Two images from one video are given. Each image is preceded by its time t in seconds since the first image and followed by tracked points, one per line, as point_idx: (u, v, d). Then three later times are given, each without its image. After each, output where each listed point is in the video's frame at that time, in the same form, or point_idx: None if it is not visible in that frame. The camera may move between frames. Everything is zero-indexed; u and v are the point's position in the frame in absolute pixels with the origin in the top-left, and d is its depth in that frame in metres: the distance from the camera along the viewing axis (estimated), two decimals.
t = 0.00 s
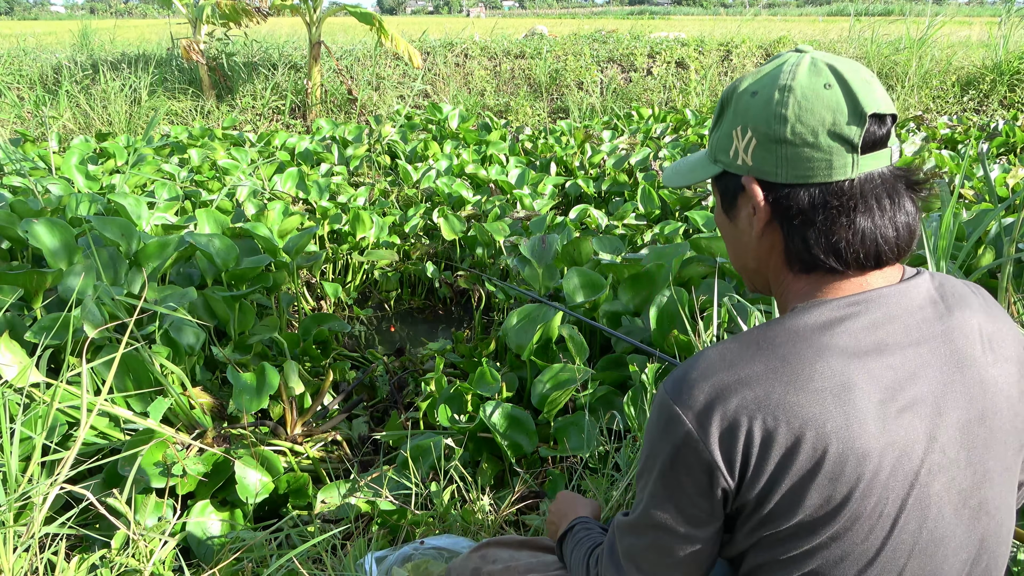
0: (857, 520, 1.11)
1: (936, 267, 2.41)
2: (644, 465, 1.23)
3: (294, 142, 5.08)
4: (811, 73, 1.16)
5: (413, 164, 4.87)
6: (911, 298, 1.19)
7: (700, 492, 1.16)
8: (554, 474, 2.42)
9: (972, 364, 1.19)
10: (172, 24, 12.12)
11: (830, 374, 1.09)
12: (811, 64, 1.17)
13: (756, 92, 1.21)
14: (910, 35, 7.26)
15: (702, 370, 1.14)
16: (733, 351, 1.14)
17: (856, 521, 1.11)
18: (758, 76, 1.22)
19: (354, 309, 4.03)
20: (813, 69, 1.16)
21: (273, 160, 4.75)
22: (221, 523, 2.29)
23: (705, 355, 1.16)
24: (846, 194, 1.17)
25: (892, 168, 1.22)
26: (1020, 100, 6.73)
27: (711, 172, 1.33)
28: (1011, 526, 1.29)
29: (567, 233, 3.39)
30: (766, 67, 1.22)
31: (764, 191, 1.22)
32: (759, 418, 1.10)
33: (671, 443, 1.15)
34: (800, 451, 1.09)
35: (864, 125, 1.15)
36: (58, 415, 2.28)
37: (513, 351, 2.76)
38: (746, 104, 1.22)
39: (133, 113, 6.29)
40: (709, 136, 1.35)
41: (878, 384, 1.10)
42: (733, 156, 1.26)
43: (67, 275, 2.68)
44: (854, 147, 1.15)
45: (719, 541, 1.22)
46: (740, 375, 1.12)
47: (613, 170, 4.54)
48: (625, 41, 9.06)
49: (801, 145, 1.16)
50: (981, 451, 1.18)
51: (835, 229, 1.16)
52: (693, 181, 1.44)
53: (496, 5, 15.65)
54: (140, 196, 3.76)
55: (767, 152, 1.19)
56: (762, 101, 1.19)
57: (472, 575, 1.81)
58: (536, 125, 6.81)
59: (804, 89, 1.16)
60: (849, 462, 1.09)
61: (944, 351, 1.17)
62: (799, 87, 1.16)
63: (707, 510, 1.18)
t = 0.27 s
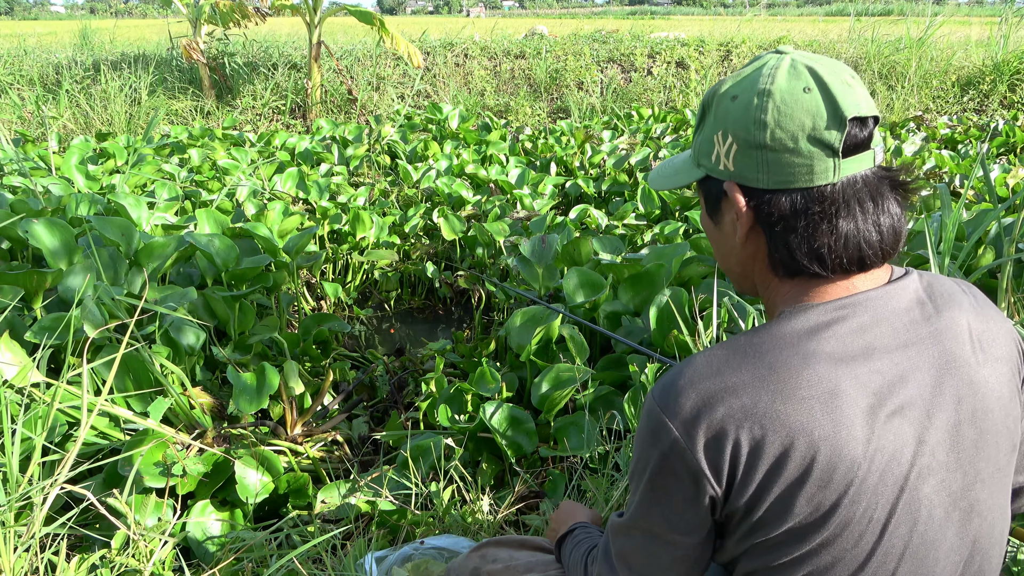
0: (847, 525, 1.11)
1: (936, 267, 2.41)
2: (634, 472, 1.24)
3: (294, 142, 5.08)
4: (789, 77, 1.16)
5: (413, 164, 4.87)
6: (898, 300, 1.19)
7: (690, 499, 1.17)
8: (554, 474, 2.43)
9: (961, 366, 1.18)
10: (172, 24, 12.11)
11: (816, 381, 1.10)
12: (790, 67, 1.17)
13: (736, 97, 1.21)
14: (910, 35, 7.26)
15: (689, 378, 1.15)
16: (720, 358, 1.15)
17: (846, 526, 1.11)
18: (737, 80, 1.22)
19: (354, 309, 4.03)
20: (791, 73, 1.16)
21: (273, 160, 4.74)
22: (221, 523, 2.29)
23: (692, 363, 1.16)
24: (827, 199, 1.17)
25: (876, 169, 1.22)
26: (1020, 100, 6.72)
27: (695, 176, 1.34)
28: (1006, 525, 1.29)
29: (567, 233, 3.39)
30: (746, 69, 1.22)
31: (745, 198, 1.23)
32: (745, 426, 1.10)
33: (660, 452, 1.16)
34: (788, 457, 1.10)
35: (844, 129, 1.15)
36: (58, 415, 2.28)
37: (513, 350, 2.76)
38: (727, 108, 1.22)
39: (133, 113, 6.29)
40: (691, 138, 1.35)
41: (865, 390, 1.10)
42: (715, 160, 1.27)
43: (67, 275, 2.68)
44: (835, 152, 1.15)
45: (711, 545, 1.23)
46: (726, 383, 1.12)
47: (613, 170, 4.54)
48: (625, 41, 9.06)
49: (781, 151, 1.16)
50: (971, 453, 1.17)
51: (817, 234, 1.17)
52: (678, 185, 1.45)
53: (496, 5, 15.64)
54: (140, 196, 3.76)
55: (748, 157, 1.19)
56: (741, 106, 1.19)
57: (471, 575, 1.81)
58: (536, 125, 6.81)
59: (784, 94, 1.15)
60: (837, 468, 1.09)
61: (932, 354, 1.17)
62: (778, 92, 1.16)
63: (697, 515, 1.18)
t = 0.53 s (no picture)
0: (843, 532, 1.11)
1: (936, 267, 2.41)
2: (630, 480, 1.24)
3: (294, 142, 5.08)
4: (776, 80, 1.16)
5: (413, 164, 4.87)
6: (891, 304, 1.19)
7: (685, 507, 1.17)
8: (554, 474, 2.43)
9: (956, 369, 1.18)
10: (172, 23, 12.12)
11: (810, 388, 1.10)
12: (776, 70, 1.17)
13: (722, 101, 1.21)
14: (910, 35, 7.26)
15: (682, 386, 1.15)
16: (713, 366, 1.15)
17: (843, 533, 1.11)
18: (723, 83, 1.22)
19: (354, 309, 4.03)
20: (778, 76, 1.16)
21: (273, 160, 4.75)
22: (221, 523, 2.29)
23: (686, 371, 1.16)
24: (816, 203, 1.17)
25: (866, 171, 1.22)
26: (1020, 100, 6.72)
27: (684, 180, 1.34)
28: (1004, 527, 1.29)
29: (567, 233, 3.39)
30: (732, 72, 1.22)
31: (734, 203, 1.23)
32: (739, 434, 1.10)
33: (654, 461, 1.17)
34: (782, 465, 1.10)
35: (831, 132, 1.15)
36: (58, 415, 2.28)
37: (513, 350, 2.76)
38: (713, 112, 1.23)
39: (132, 113, 6.29)
40: (680, 142, 1.36)
41: (859, 397, 1.10)
42: (703, 165, 1.27)
43: (67, 275, 2.68)
44: (823, 155, 1.15)
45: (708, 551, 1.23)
46: (720, 391, 1.12)
47: (613, 170, 4.54)
48: (625, 41, 9.05)
49: (769, 155, 1.16)
50: (968, 457, 1.17)
51: (807, 238, 1.16)
52: (667, 188, 1.45)
53: (496, 5, 15.64)
54: (140, 196, 3.76)
55: (736, 162, 1.20)
56: (728, 110, 1.20)
57: None
58: (536, 125, 6.81)
59: (770, 98, 1.16)
60: (831, 475, 1.09)
61: (927, 359, 1.17)
62: (764, 95, 1.16)
63: (692, 523, 1.19)
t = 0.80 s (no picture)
0: (843, 535, 1.11)
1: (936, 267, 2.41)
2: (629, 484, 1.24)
3: (294, 142, 5.08)
4: (775, 81, 1.16)
5: (413, 164, 4.87)
6: (890, 306, 1.19)
7: (685, 511, 1.17)
8: (554, 474, 2.43)
9: (956, 371, 1.19)
10: (172, 23, 12.13)
11: (810, 392, 1.10)
12: (775, 70, 1.17)
13: (721, 101, 1.21)
14: (910, 35, 7.26)
15: (682, 390, 1.15)
16: (713, 369, 1.15)
17: (844, 536, 1.11)
18: (721, 83, 1.22)
19: (354, 309, 4.04)
20: (777, 76, 1.16)
21: (273, 160, 4.75)
22: (221, 523, 2.29)
23: (685, 375, 1.16)
24: (814, 205, 1.18)
25: (865, 173, 1.23)
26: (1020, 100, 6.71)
27: (683, 180, 1.34)
28: (1003, 529, 1.29)
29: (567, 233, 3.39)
30: (731, 72, 1.22)
31: (732, 204, 1.24)
32: (738, 439, 1.10)
33: (654, 465, 1.17)
34: (782, 468, 1.10)
35: (830, 134, 1.16)
36: (58, 415, 2.28)
37: (512, 350, 2.76)
38: (711, 113, 1.23)
39: (132, 113, 6.29)
40: (678, 141, 1.36)
41: (860, 400, 1.11)
42: (700, 165, 1.27)
43: (67, 275, 2.68)
44: (822, 157, 1.16)
45: (708, 554, 1.23)
46: (720, 395, 1.12)
47: (613, 170, 4.54)
48: (625, 41, 9.06)
49: (767, 157, 1.16)
50: (968, 459, 1.17)
51: (806, 241, 1.17)
52: (664, 187, 1.46)
53: (496, 5, 15.64)
54: (140, 196, 3.76)
55: (734, 164, 1.20)
56: (726, 110, 1.20)
57: (471, 575, 1.81)
58: (536, 125, 6.81)
59: (769, 98, 1.16)
60: (831, 479, 1.09)
61: (927, 361, 1.17)
62: (763, 96, 1.16)
63: (692, 526, 1.19)
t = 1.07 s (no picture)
0: (845, 537, 1.11)
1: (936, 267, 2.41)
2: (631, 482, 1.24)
3: (294, 142, 5.08)
4: (773, 80, 1.16)
5: (413, 164, 4.87)
6: (896, 308, 1.19)
7: (687, 511, 1.17)
8: (554, 474, 2.43)
9: (959, 373, 1.19)
10: (173, 23, 12.13)
11: (814, 393, 1.10)
12: (773, 69, 1.17)
13: (720, 100, 1.21)
14: (910, 35, 7.26)
15: (686, 389, 1.15)
16: (717, 369, 1.15)
17: (845, 539, 1.12)
18: (720, 82, 1.22)
19: (354, 309, 4.04)
20: (775, 75, 1.16)
21: (273, 160, 4.75)
22: (221, 523, 2.29)
23: (689, 374, 1.16)
24: (813, 205, 1.18)
25: (864, 172, 1.22)
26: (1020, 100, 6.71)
27: (682, 179, 1.35)
28: (1004, 532, 1.29)
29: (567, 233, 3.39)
30: (730, 71, 1.22)
31: (731, 204, 1.24)
32: (742, 439, 1.10)
33: (657, 464, 1.16)
34: (785, 470, 1.10)
35: (829, 133, 1.16)
36: (58, 415, 2.28)
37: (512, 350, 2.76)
38: (710, 112, 1.23)
39: (132, 113, 6.29)
40: (678, 140, 1.36)
41: (864, 401, 1.10)
42: (700, 165, 1.28)
43: (67, 275, 2.68)
44: (820, 156, 1.16)
45: (710, 555, 1.24)
46: (723, 395, 1.12)
47: (613, 170, 4.54)
48: (625, 41, 9.06)
49: (765, 157, 1.17)
50: (970, 462, 1.17)
51: (805, 241, 1.17)
52: (665, 187, 1.46)
53: (496, 4, 15.64)
54: (140, 196, 3.76)
55: (732, 163, 1.20)
56: (724, 110, 1.20)
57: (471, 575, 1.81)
58: (536, 125, 6.82)
59: (767, 98, 1.16)
60: (833, 480, 1.09)
61: (930, 364, 1.17)
62: (761, 95, 1.16)
63: (694, 527, 1.18)
